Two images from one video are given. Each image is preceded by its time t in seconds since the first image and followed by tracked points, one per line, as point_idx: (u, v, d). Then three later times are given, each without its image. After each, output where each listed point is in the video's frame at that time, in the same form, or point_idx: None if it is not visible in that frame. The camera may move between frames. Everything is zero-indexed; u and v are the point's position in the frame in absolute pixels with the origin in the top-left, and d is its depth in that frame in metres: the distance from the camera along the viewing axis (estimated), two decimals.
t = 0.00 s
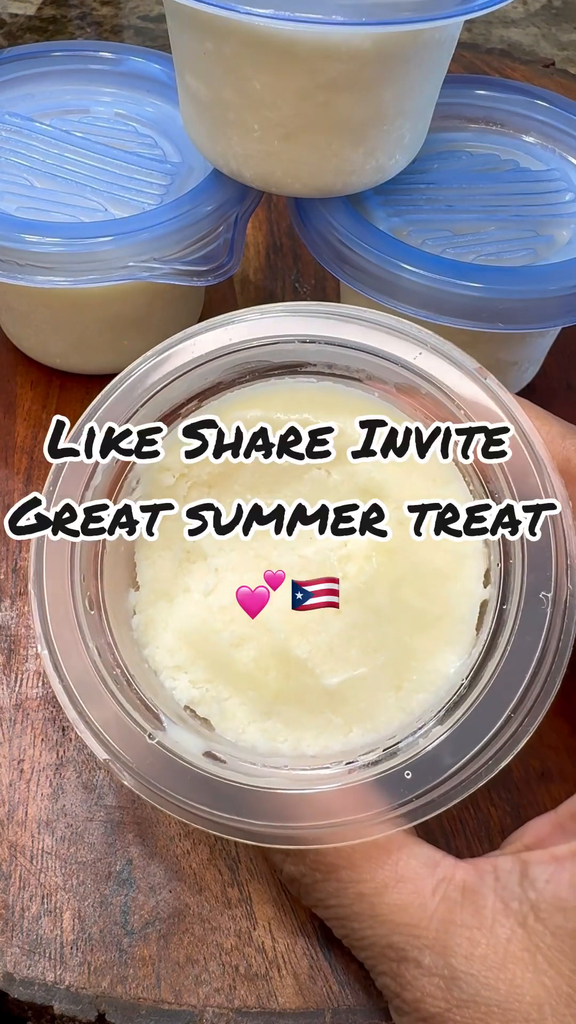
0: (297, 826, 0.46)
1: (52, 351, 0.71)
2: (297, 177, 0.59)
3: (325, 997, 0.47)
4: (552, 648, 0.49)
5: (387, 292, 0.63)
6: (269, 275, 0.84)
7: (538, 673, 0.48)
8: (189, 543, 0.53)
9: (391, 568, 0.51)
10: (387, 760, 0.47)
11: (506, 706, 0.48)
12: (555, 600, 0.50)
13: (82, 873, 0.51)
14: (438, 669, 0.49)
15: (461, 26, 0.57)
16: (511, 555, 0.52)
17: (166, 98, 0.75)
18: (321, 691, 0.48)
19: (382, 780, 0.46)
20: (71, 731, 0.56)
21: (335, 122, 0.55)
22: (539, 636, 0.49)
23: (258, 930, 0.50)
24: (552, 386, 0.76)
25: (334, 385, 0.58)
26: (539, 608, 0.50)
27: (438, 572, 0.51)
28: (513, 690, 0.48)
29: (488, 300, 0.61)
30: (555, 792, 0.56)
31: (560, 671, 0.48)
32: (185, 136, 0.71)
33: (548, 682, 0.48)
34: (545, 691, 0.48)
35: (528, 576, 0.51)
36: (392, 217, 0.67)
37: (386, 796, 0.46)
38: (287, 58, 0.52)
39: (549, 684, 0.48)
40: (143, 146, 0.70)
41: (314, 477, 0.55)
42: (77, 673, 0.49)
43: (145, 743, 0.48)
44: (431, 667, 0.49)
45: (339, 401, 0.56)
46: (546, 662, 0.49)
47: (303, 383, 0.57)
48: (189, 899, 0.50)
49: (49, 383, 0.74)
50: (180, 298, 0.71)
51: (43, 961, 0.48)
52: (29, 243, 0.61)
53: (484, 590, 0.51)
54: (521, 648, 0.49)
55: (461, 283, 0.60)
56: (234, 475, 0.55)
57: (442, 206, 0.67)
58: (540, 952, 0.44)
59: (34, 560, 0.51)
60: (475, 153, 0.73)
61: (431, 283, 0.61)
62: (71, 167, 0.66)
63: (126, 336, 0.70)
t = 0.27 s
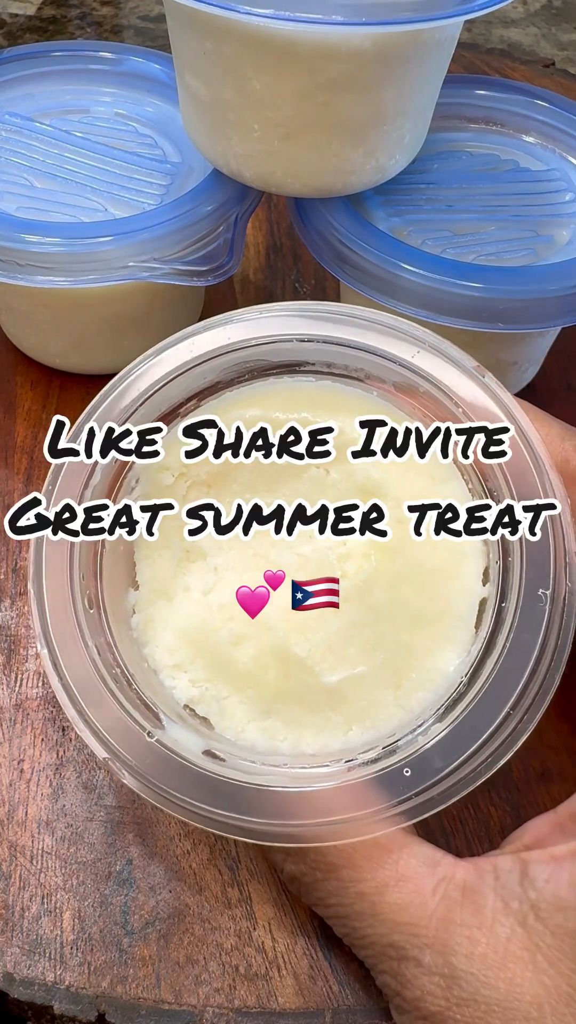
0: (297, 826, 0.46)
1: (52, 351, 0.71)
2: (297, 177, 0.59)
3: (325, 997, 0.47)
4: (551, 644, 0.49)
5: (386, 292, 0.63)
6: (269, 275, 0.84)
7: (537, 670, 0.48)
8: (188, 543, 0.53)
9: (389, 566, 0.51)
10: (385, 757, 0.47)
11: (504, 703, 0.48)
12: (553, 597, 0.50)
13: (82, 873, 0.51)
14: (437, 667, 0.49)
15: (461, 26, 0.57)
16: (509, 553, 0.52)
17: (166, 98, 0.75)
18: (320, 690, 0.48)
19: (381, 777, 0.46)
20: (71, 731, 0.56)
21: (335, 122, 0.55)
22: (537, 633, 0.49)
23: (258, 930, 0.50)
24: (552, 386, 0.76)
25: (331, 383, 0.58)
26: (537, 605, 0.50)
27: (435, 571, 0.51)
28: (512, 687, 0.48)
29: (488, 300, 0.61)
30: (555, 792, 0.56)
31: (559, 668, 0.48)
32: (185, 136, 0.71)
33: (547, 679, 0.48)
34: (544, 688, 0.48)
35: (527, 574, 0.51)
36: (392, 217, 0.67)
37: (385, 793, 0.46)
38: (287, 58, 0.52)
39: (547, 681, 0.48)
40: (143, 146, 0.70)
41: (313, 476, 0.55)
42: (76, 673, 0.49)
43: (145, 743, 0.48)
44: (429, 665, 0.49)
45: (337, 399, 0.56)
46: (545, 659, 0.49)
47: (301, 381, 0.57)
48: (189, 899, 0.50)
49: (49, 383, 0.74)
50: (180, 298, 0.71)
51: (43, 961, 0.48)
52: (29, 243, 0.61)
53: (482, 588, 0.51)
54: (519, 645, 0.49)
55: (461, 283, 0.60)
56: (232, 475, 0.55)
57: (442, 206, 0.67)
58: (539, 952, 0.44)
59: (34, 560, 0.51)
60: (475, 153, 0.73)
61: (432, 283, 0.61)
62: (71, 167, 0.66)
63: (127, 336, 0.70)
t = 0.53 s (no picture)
0: (297, 825, 0.46)
1: (52, 351, 0.71)
2: (297, 177, 0.59)
3: (325, 997, 0.47)
4: (550, 642, 0.49)
5: (386, 292, 0.63)
6: (269, 275, 0.84)
7: (537, 668, 0.48)
8: (188, 543, 0.53)
9: (389, 565, 0.51)
10: (387, 756, 0.47)
11: (505, 701, 0.48)
12: (553, 595, 0.50)
13: (82, 873, 0.51)
14: (437, 666, 0.49)
15: (461, 26, 0.57)
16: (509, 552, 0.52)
17: (166, 98, 0.75)
18: (320, 689, 0.48)
19: (381, 775, 0.46)
20: (71, 731, 0.56)
21: (335, 122, 0.55)
22: (537, 631, 0.49)
23: (258, 930, 0.50)
24: (552, 386, 0.76)
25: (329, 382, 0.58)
26: (537, 603, 0.50)
27: (435, 569, 0.51)
28: (512, 684, 0.48)
29: (489, 300, 0.61)
30: (555, 792, 0.56)
31: (559, 666, 0.48)
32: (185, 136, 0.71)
33: (547, 677, 0.48)
34: (544, 686, 0.48)
35: (527, 572, 0.51)
36: (392, 217, 0.67)
37: (384, 791, 0.46)
38: (287, 58, 0.52)
39: (548, 679, 0.48)
40: (143, 146, 0.70)
41: (312, 475, 0.55)
42: (76, 672, 0.49)
43: (144, 743, 0.48)
44: (429, 664, 0.49)
45: (338, 399, 0.56)
46: (545, 656, 0.49)
47: (302, 380, 0.57)
48: (189, 899, 0.50)
49: (49, 384, 0.74)
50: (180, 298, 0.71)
51: (43, 961, 0.48)
52: (29, 243, 0.61)
53: (483, 587, 0.51)
54: (519, 642, 0.49)
55: (461, 283, 0.61)
56: (231, 475, 0.55)
57: (442, 206, 0.67)
58: (540, 952, 0.44)
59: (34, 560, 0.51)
60: (475, 153, 0.73)
61: (432, 283, 0.61)
62: (71, 167, 0.66)
63: (127, 336, 0.70)
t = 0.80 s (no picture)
0: (297, 825, 0.46)
1: (52, 351, 0.71)
2: (297, 177, 0.59)
3: (325, 997, 0.47)
4: (547, 635, 0.49)
5: (385, 292, 0.63)
6: (269, 275, 0.84)
7: (533, 661, 0.49)
8: (186, 542, 0.53)
9: (387, 563, 0.51)
10: (385, 752, 0.47)
11: (502, 696, 0.48)
12: (549, 589, 0.50)
13: (82, 873, 0.51)
14: (435, 663, 0.49)
15: (461, 26, 0.57)
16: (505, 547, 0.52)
17: (166, 98, 0.75)
18: (320, 687, 0.48)
19: (379, 771, 0.46)
20: (71, 731, 0.56)
21: (335, 123, 0.56)
22: (534, 626, 0.49)
23: (258, 930, 0.50)
24: (552, 386, 0.76)
25: (326, 380, 0.58)
26: (533, 597, 0.50)
27: (431, 565, 0.51)
28: (508, 678, 0.48)
29: (489, 300, 0.61)
30: (555, 792, 0.56)
31: (556, 659, 0.48)
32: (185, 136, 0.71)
33: (544, 670, 0.48)
34: (541, 679, 0.48)
35: (522, 566, 0.51)
36: (392, 217, 0.67)
37: (382, 788, 0.46)
38: (287, 57, 0.52)
39: (545, 673, 0.48)
40: (143, 146, 0.70)
41: (309, 474, 0.55)
42: (75, 672, 0.49)
43: (144, 742, 0.47)
44: (427, 661, 0.49)
45: (334, 397, 0.56)
46: (541, 649, 0.49)
47: (295, 379, 0.57)
48: (189, 898, 0.50)
49: (49, 384, 0.74)
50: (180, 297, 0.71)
51: (43, 961, 0.48)
52: (29, 243, 0.61)
53: (480, 584, 0.52)
54: (515, 637, 0.49)
55: (461, 283, 0.61)
56: (229, 475, 0.55)
57: (442, 206, 0.67)
58: (539, 950, 0.44)
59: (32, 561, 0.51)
60: (475, 153, 0.73)
61: (431, 283, 0.61)
62: (71, 167, 0.66)
63: (127, 336, 0.70)
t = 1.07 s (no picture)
0: (298, 824, 0.46)
1: (52, 351, 0.71)
2: (297, 177, 0.59)
3: (325, 997, 0.47)
4: (546, 627, 0.49)
5: (385, 292, 0.63)
6: (269, 275, 0.84)
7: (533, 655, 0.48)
8: (184, 543, 0.53)
9: (385, 562, 0.51)
10: (385, 747, 0.47)
11: (502, 689, 0.48)
12: (548, 582, 0.50)
13: (82, 873, 0.51)
14: (434, 659, 0.49)
15: (461, 26, 0.57)
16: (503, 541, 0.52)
17: (166, 98, 0.75)
18: (320, 686, 0.48)
19: (378, 767, 0.46)
20: (71, 731, 0.56)
21: (335, 122, 0.56)
22: (532, 619, 0.49)
23: (258, 930, 0.50)
24: (552, 385, 0.76)
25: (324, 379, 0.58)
26: (531, 591, 0.50)
27: (429, 561, 0.51)
28: (508, 671, 0.48)
29: (489, 299, 0.61)
30: (555, 792, 0.56)
31: (555, 651, 0.48)
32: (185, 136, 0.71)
33: (543, 662, 0.48)
34: (540, 671, 0.48)
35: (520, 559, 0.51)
36: (392, 217, 0.67)
37: (382, 785, 0.46)
38: (287, 57, 0.52)
39: (545, 665, 0.48)
40: (143, 146, 0.70)
41: (307, 473, 0.55)
42: (75, 672, 0.49)
43: (143, 742, 0.47)
44: (426, 657, 0.49)
45: (331, 395, 0.56)
46: (541, 642, 0.49)
47: (293, 378, 0.57)
48: (189, 898, 0.50)
49: (50, 384, 0.74)
50: (180, 297, 0.71)
51: (43, 961, 0.48)
52: (29, 243, 0.61)
53: (478, 580, 0.52)
54: (514, 630, 0.49)
55: (461, 283, 0.60)
56: (227, 474, 0.55)
57: (442, 206, 0.67)
58: (539, 948, 0.44)
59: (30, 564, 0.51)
60: (475, 153, 0.73)
61: (431, 283, 0.61)
62: (71, 167, 0.66)
63: (127, 336, 0.70)
